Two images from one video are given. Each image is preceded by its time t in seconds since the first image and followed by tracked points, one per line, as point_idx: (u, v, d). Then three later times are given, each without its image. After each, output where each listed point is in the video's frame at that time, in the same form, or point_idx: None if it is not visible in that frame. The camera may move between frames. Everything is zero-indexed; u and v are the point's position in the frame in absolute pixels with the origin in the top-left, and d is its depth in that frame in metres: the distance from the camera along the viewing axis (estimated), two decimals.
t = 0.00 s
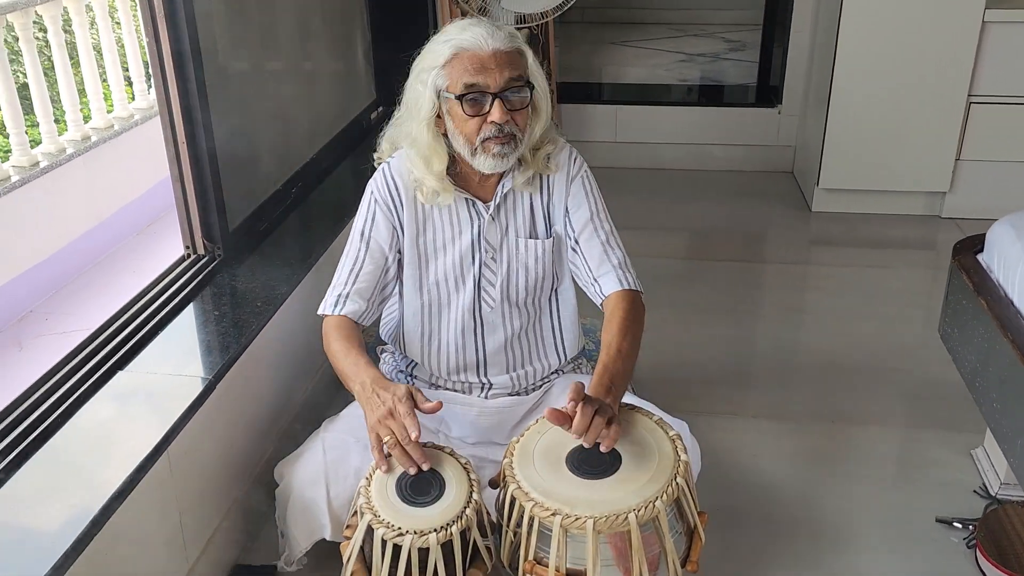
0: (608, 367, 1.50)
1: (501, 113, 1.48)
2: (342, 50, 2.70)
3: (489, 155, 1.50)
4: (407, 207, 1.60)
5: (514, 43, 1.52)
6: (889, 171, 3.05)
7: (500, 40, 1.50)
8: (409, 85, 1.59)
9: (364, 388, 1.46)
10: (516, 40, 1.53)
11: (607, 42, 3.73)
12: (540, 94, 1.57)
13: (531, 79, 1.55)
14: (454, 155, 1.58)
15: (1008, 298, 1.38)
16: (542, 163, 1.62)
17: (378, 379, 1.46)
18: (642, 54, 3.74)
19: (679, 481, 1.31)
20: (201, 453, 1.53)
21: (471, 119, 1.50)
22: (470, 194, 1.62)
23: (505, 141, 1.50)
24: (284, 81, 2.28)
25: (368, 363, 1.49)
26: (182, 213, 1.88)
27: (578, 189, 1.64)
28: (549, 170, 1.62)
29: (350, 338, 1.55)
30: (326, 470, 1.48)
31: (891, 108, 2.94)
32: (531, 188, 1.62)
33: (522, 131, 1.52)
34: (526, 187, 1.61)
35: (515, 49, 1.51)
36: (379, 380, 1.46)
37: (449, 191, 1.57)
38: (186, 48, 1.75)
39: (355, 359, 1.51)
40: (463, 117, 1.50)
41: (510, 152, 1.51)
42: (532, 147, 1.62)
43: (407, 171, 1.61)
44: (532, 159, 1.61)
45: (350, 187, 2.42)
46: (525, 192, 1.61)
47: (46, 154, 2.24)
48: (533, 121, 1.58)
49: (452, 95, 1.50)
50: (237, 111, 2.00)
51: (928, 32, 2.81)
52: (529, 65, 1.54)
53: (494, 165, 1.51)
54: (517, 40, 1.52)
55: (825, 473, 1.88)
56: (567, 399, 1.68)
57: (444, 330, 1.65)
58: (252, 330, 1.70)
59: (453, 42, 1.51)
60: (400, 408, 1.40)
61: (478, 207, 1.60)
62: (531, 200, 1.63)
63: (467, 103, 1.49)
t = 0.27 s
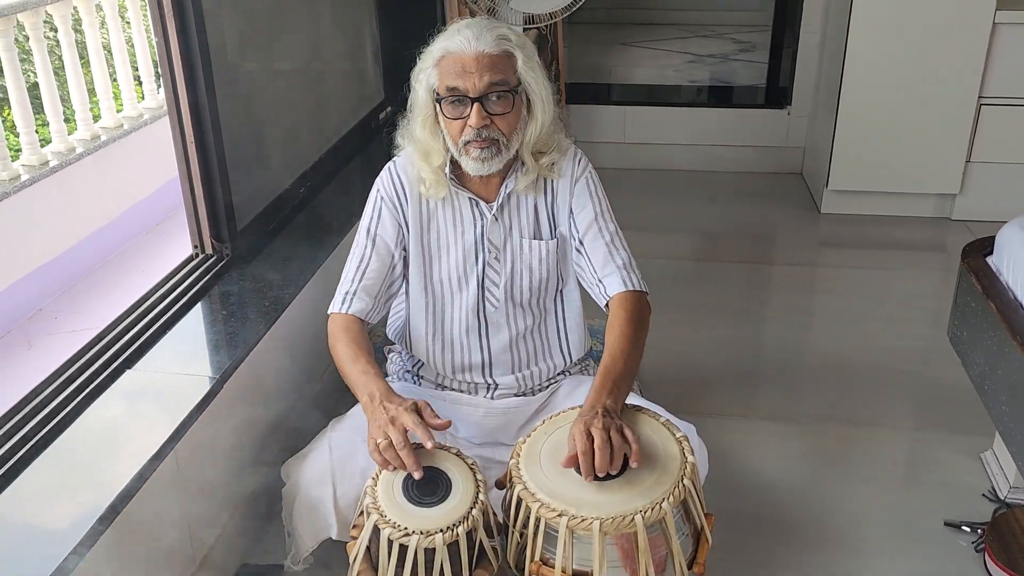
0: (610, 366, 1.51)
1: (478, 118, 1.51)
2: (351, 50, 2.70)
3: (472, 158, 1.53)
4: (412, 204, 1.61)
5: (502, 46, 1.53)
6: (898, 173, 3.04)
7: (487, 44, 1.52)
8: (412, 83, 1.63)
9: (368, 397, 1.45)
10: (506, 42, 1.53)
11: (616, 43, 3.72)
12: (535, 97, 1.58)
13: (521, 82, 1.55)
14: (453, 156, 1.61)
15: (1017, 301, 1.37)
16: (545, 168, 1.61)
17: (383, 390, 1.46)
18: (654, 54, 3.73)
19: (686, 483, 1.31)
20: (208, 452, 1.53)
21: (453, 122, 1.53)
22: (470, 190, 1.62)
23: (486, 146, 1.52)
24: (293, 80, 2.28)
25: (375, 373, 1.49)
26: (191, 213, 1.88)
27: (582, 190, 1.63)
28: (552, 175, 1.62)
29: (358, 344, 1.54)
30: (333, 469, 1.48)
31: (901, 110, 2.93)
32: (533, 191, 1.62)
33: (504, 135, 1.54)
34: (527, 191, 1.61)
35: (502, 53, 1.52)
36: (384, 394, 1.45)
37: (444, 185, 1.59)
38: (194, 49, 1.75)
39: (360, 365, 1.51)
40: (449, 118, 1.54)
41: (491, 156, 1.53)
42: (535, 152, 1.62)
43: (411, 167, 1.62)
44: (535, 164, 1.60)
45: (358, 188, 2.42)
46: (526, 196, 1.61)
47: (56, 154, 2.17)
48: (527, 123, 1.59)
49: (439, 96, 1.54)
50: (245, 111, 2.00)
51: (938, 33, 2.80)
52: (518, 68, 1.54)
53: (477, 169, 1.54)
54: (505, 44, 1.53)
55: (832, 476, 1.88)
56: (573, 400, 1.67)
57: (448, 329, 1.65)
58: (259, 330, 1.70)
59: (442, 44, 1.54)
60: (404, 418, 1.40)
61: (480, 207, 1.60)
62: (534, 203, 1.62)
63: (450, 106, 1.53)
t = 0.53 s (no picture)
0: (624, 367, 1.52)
1: (488, 118, 1.52)
2: (358, 51, 2.70)
3: (480, 159, 1.54)
4: (414, 208, 1.61)
5: (506, 46, 1.53)
6: (906, 175, 3.03)
7: (489, 44, 1.52)
8: (410, 87, 1.64)
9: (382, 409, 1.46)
10: (509, 41, 1.54)
11: (623, 44, 3.72)
12: (540, 97, 1.59)
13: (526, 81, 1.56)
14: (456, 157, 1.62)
15: None
16: (548, 165, 1.63)
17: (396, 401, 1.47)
18: (661, 56, 3.73)
19: (694, 485, 1.31)
20: (215, 452, 1.53)
21: (461, 124, 1.54)
22: (477, 194, 1.63)
23: (495, 146, 1.53)
24: (301, 81, 2.29)
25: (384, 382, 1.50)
26: (199, 213, 1.89)
27: (587, 186, 1.64)
28: (555, 172, 1.63)
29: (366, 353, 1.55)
30: (340, 470, 1.49)
31: (909, 112, 2.92)
32: (537, 190, 1.63)
33: (512, 134, 1.55)
34: (531, 190, 1.62)
35: (506, 52, 1.53)
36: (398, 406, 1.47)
37: (448, 193, 1.59)
38: (202, 48, 1.76)
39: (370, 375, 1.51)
40: (455, 121, 1.54)
41: (500, 156, 1.54)
42: (537, 150, 1.64)
43: (413, 172, 1.63)
44: (536, 160, 1.62)
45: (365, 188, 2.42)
46: (530, 194, 1.62)
47: (64, 154, 2.16)
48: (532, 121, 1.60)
49: (444, 100, 1.54)
50: (253, 113, 2.00)
51: (947, 35, 2.79)
52: (523, 67, 1.55)
53: (486, 169, 1.54)
54: (507, 43, 1.53)
55: (839, 479, 1.87)
56: (580, 402, 1.67)
57: (454, 332, 1.64)
58: (267, 331, 1.70)
59: (444, 46, 1.54)
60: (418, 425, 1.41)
61: (484, 207, 1.61)
62: (537, 202, 1.63)
63: (457, 108, 1.53)
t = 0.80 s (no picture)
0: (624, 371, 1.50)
1: (511, 115, 1.49)
2: (364, 51, 2.70)
3: (501, 158, 1.51)
4: (419, 211, 1.61)
5: (517, 44, 1.52)
6: (912, 177, 3.02)
7: (503, 42, 1.51)
8: (413, 90, 1.61)
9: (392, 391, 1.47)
10: (519, 40, 1.53)
11: (629, 46, 3.73)
12: (545, 92, 1.58)
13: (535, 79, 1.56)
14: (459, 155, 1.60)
15: None
16: (550, 162, 1.62)
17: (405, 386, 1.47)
18: (669, 57, 3.73)
19: (700, 487, 1.30)
20: (220, 453, 1.53)
21: (481, 122, 1.51)
22: (477, 195, 1.62)
23: (516, 142, 1.51)
24: (307, 82, 2.29)
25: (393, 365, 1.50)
26: (205, 213, 1.89)
27: (588, 188, 1.62)
28: (557, 169, 1.62)
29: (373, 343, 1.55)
30: (345, 471, 1.49)
31: (915, 114, 2.92)
32: (539, 189, 1.62)
33: (530, 131, 1.53)
34: (531, 189, 1.61)
35: (519, 50, 1.52)
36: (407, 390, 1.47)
37: (453, 200, 1.58)
38: (209, 49, 1.76)
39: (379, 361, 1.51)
40: (472, 120, 1.51)
41: (521, 152, 1.51)
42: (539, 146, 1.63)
43: (416, 176, 1.61)
44: (540, 156, 1.61)
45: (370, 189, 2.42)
46: (532, 194, 1.61)
47: (70, 154, 2.18)
48: (540, 119, 1.59)
49: (459, 99, 1.51)
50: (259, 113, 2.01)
51: (954, 37, 2.78)
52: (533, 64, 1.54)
53: (507, 167, 1.52)
54: (518, 41, 1.52)
55: (846, 481, 1.87)
56: (585, 403, 1.67)
57: (460, 334, 1.65)
58: (272, 331, 1.70)
59: (455, 46, 1.51)
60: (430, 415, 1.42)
61: (488, 210, 1.60)
62: (541, 203, 1.62)
63: (476, 107, 1.50)
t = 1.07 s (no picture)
0: (624, 376, 1.50)
1: (505, 117, 1.49)
2: (368, 52, 2.71)
3: (496, 160, 1.51)
4: (424, 210, 1.61)
5: (520, 46, 1.52)
6: (916, 178, 3.02)
7: (504, 44, 1.50)
8: (419, 89, 1.61)
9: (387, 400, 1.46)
10: (522, 42, 1.53)
11: (631, 46, 3.75)
12: (550, 97, 1.57)
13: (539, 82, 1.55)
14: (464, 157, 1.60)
15: None
16: (556, 166, 1.61)
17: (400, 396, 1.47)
18: (669, 59, 3.74)
19: (703, 489, 1.30)
20: (225, 452, 1.54)
21: (477, 124, 1.51)
22: (483, 196, 1.62)
23: (510, 146, 1.50)
24: (311, 83, 2.29)
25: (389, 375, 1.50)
26: (210, 213, 1.89)
27: (594, 192, 1.63)
28: (563, 175, 1.62)
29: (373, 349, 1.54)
30: (349, 472, 1.49)
31: (919, 115, 2.91)
32: (545, 193, 1.62)
33: (528, 134, 1.52)
34: (538, 193, 1.61)
35: (520, 52, 1.51)
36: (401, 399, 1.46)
37: (460, 197, 1.58)
38: (214, 50, 1.76)
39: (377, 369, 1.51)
40: (469, 121, 1.52)
41: (516, 156, 1.51)
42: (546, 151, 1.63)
43: (422, 175, 1.62)
44: (546, 161, 1.61)
45: (374, 189, 2.43)
46: (538, 197, 1.61)
47: (75, 154, 2.25)
48: (543, 123, 1.58)
49: (457, 100, 1.52)
50: (263, 113, 2.01)
51: (958, 38, 2.78)
52: (537, 67, 1.54)
53: (502, 170, 1.51)
54: (522, 43, 1.52)
55: (849, 484, 1.86)
56: (589, 405, 1.67)
57: (463, 335, 1.64)
58: (276, 331, 1.71)
59: (457, 47, 1.52)
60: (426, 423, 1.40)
61: (493, 211, 1.60)
62: (546, 206, 1.62)
63: (472, 108, 1.51)
